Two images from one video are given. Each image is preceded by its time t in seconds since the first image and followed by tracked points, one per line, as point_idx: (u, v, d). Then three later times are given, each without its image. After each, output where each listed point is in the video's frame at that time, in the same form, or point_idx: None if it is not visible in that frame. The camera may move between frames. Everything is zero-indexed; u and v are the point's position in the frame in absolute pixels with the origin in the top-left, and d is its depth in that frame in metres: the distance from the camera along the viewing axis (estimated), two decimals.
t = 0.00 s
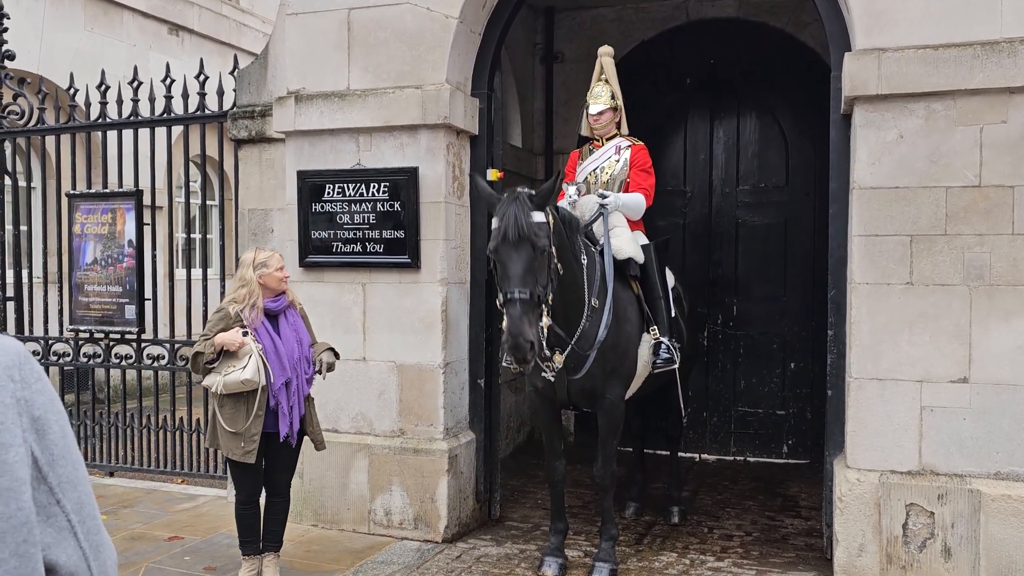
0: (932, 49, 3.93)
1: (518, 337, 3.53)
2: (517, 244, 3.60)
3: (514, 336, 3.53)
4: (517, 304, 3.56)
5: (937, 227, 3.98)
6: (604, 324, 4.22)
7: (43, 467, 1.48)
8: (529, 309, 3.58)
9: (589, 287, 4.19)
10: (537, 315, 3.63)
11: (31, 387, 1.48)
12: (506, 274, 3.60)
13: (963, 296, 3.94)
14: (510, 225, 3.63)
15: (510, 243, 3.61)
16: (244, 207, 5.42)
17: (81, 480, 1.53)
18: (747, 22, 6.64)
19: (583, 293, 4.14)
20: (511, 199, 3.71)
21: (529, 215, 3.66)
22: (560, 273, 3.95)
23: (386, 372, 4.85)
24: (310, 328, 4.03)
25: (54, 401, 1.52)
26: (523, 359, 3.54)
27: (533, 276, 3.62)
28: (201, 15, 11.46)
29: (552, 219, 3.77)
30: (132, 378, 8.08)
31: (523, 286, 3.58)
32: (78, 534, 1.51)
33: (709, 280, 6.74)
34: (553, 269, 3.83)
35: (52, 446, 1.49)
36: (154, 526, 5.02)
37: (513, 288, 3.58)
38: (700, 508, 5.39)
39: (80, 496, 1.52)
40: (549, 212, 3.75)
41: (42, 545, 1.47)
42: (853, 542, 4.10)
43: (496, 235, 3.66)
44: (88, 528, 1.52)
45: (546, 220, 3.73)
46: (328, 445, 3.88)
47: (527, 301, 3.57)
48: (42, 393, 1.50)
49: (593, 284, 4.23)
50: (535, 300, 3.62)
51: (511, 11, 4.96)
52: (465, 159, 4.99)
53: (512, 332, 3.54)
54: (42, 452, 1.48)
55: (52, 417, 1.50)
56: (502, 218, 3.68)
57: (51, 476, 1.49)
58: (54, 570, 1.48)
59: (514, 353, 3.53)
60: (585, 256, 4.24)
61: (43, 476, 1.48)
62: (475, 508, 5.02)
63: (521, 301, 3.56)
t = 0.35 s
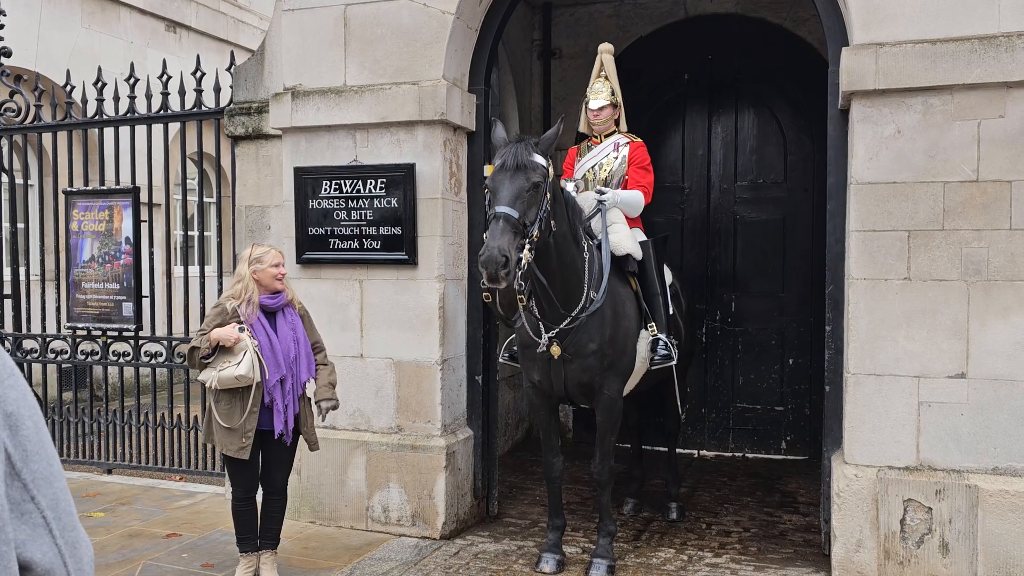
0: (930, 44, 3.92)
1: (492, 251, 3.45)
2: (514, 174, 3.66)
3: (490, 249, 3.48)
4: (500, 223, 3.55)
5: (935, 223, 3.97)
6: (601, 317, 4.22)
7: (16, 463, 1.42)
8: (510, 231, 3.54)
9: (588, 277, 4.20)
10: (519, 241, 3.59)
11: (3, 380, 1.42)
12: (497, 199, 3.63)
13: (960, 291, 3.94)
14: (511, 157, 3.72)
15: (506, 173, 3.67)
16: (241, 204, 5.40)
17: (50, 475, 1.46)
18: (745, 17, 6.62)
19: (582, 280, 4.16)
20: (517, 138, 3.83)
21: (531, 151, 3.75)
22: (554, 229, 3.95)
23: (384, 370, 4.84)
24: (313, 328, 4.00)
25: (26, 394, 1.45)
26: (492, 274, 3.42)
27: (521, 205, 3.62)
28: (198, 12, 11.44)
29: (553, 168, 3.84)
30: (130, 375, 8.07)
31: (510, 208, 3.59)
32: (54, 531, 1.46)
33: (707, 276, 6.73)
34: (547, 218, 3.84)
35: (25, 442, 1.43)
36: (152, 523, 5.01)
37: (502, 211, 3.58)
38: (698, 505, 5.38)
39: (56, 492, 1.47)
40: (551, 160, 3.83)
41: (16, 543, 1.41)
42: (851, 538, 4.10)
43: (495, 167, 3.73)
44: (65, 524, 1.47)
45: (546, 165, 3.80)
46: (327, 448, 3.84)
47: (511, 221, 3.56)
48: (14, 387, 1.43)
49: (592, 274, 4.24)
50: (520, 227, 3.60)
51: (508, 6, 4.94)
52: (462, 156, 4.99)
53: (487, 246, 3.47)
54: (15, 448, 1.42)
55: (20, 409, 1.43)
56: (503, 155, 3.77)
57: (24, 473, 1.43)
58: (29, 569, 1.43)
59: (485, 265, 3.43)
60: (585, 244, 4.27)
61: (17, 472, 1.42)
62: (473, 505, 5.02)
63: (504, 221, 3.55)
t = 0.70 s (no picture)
0: (927, 41, 3.92)
1: (484, 278, 3.46)
2: (504, 193, 3.66)
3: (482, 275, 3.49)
4: (492, 248, 3.55)
5: (933, 220, 3.96)
6: (597, 317, 4.22)
7: None
8: (503, 256, 3.55)
9: (584, 280, 4.20)
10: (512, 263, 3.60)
11: None
12: (488, 221, 3.64)
13: (958, 288, 3.93)
14: (500, 174, 3.71)
15: (496, 192, 3.67)
16: (238, 204, 5.39)
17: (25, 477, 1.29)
18: (742, 15, 6.61)
19: (578, 286, 4.16)
20: (506, 153, 3.81)
21: (520, 167, 3.74)
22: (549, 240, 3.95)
23: (381, 369, 4.83)
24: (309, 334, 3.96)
25: None
26: (485, 302, 3.45)
27: (512, 225, 3.62)
28: (195, 11, 11.42)
29: (544, 181, 3.83)
30: (128, 376, 8.06)
31: (501, 233, 3.59)
32: (32, 534, 1.29)
33: (705, 274, 6.72)
34: (541, 232, 3.84)
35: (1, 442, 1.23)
36: (150, 524, 5.00)
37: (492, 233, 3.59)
38: (697, 503, 5.37)
39: (33, 494, 1.29)
40: (541, 174, 3.81)
41: None
42: (850, 536, 4.09)
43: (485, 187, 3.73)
44: (43, 527, 1.30)
45: (537, 179, 3.79)
46: (332, 456, 3.80)
47: (502, 247, 3.56)
48: None
49: (589, 276, 4.24)
50: (512, 251, 3.60)
51: (505, 4, 4.93)
52: (459, 155, 4.98)
53: (479, 273, 3.49)
54: None
55: None
56: (493, 172, 3.76)
57: None
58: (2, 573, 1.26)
59: (479, 294, 3.46)
60: (582, 249, 4.26)
61: None
62: (472, 505, 5.01)
63: (495, 245, 3.55)
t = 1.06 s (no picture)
0: (921, 37, 3.91)
1: (481, 266, 3.46)
2: (501, 183, 3.65)
3: (478, 264, 3.48)
4: (488, 236, 3.55)
5: (928, 217, 3.96)
6: (591, 313, 4.21)
7: None
8: (499, 244, 3.55)
9: (579, 274, 4.20)
10: (509, 252, 3.60)
11: None
12: (484, 210, 3.63)
13: (954, 285, 3.92)
14: (498, 165, 3.70)
15: (492, 182, 3.65)
16: (232, 204, 5.37)
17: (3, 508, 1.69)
18: (736, 12, 6.60)
19: (573, 279, 4.16)
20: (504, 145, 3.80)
21: (518, 159, 3.73)
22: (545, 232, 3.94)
23: (376, 369, 4.82)
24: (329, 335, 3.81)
25: None
26: (480, 290, 3.45)
27: (509, 216, 3.62)
28: (189, 11, 11.39)
29: (542, 173, 3.82)
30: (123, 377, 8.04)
31: (497, 221, 3.59)
32: None
33: (701, 272, 6.71)
34: (537, 223, 3.83)
35: None
36: (145, 526, 4.98)
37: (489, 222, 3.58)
38: (694, 501, 5.37)
39: None
40: (539, 166, 3.80)
41: None
42: (846, 534, 4.09)
43: (482, 177, 3.72)
44: (10, 530, 1.53)
45: (534, 171, 3.78)
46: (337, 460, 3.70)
47: (499, 234, 3.56)
48: None
49: (583, 270, 4.24)
50: (508, 239, 3.60)
51: (498, 3, 4.92)
52: (453, 154, 4.96)
53: (477, 261, 3.49)
54: None
55: None
56: (489, 163, 3.75)
57: None
58: None
59: (474, 281, 3.46)
60: (576, 243, 4.26)
61: None
62: (468, 504, 5.00)
63: (492, 234, 3.56)
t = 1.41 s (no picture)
0: (912, 33, 3.91)
1: (477, 271, 3.46)
2: (495, 186, 3.63)
3: (474, 269, 3.47)
4: (483, 239, 3.54)
5: (920, 212, 3.96)
6: (583, 311, 4.20)
7: None
8: (495, 247, 3.54)
9: (570, 272, 4.19)
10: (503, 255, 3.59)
11: None
12: (478, 213, 3.62)
13: (946, 281, 3.92)
14: (491, 168, 3.68)
15: (486, 185, 3.64)
16: (222, 202, 5.34)
17: None
18: (728, 8, 6.59)
19: (565, 278, 4.15)
20: (496, 147, 3.78)
21: (511, 160, 3.71)
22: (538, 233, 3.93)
23: (368, 367, 4.80)
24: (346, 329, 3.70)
25: None
26: (478, 295, 3.44)
27: (503, 218, 3.61)
28: (178, 9, 11.32)
29: (535, 175, 3.81)
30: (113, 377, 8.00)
31: (492, 224, 3.58)
32: None
33: (694, 269, 6.71)
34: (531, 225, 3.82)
35: None
36: (136, 526, 4.95)
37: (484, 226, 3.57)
38: (687, 498, 5.37)
39: None
40: (532, 167, 3.79)
41: None
42: (839, 530, 4.09)
43: (475, 180, 3.70)
44: None
45: (528, 172, 3.76)
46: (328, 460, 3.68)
47: (494, 237, 3.55)
48: None
49: (575, 268, 4.23)
50: (503, 242, 3.60)
51: None
52: (444, 151, 4.94)
53: (473, 266, 3.48)
54: None
55: None
56: (483, 165, 3.73)
57: None
58: None
59: (471, 286, 3.45)
60: (567, 241, 4.25)
61: None
62: (461, 502, 4.99)
63: (487, 238, 3.54)
